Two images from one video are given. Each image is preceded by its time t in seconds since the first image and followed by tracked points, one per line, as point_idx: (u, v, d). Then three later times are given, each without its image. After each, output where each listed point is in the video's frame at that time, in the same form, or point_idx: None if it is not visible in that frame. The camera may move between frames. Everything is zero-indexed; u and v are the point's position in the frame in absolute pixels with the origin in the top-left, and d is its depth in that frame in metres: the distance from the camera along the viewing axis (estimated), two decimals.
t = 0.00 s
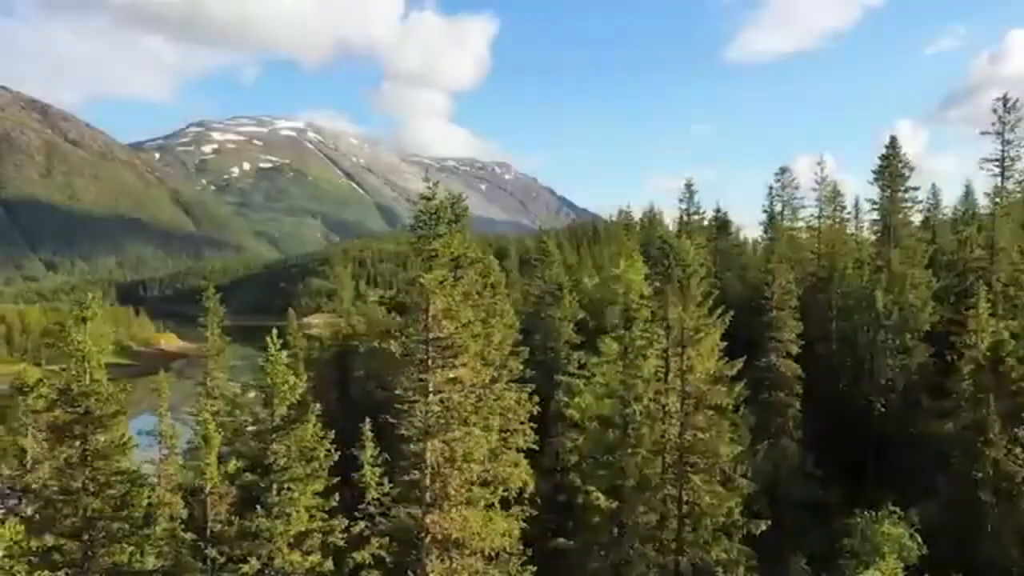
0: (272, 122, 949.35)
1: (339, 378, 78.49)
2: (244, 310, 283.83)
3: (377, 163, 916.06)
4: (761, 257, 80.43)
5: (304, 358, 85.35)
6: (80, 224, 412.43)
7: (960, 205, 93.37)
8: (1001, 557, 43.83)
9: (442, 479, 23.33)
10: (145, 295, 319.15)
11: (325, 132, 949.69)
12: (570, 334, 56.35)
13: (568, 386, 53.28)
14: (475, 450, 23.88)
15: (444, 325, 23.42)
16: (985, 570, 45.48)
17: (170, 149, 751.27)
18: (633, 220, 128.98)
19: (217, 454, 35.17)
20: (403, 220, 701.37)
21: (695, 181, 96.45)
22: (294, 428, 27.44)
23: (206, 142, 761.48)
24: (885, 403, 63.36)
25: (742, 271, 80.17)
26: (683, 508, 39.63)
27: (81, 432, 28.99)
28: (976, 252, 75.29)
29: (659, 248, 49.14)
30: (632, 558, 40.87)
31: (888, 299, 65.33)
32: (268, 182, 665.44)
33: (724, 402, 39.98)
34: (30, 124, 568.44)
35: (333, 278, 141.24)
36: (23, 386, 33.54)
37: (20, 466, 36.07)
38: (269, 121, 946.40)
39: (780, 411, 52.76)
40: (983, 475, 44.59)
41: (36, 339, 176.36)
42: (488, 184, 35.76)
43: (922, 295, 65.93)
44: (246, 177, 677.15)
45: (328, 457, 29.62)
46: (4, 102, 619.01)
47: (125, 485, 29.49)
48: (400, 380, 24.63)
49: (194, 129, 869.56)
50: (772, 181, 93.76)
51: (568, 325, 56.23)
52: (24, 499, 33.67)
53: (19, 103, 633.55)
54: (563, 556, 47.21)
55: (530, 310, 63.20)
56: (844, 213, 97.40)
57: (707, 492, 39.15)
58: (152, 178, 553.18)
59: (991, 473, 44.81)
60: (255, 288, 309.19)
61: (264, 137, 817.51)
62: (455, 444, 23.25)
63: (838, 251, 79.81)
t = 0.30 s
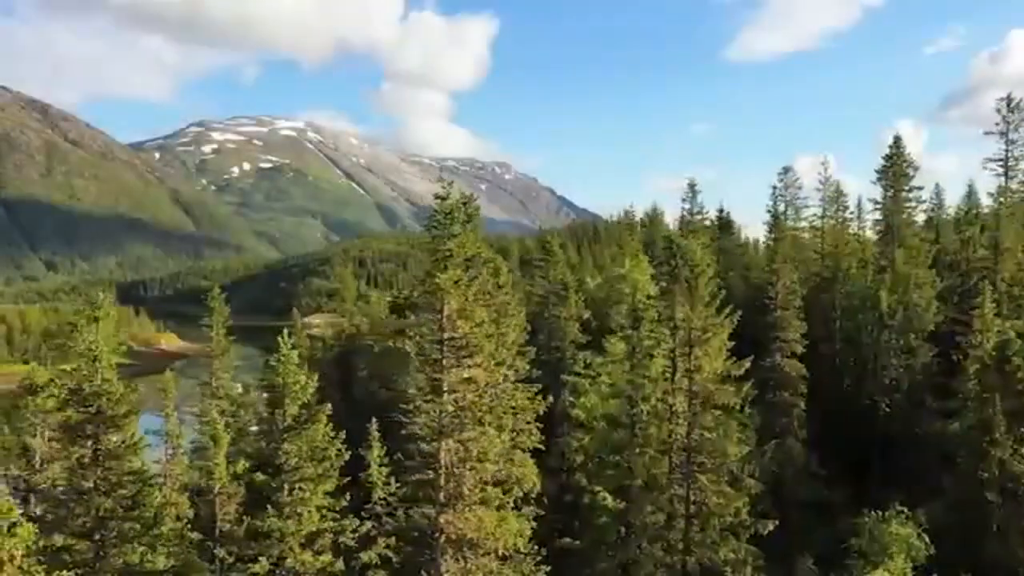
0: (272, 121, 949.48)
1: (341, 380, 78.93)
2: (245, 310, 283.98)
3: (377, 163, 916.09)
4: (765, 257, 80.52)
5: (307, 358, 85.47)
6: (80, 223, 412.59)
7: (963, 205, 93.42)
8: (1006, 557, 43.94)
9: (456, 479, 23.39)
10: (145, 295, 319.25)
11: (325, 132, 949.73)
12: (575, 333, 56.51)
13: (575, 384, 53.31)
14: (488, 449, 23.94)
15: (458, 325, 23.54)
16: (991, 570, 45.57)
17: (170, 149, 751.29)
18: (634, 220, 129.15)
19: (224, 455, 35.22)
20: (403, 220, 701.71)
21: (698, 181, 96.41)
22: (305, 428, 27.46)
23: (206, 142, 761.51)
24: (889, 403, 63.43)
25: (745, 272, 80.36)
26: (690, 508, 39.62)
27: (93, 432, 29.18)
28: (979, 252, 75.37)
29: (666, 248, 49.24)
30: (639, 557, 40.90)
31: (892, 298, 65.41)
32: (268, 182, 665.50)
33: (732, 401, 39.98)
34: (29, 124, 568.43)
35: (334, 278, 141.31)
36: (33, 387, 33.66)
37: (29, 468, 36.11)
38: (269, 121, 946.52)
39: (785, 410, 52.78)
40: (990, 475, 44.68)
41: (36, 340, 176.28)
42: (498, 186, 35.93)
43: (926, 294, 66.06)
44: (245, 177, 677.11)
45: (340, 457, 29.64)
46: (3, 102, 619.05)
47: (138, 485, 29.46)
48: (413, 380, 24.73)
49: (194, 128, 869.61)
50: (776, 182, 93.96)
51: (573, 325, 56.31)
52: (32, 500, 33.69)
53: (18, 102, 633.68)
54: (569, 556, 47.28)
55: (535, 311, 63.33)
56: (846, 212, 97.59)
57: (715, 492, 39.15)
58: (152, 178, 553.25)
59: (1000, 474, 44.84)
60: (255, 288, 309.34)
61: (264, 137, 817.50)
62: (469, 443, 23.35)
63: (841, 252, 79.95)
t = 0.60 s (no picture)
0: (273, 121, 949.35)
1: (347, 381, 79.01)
2: (246, 310, 283.84)
3: (377, 163, 915.89)
4: (770, 257, 80.49)
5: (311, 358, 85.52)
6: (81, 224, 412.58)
7: (967, 205, 93.39)
8: (1015, 556, 43.79)
9: (476, 479, 23.50)
10: (146, 295, 319.21)
11: (325, 131, 949.57)
12: (583, 334, 56.49)
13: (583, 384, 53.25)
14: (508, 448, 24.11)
15: (477, 325, 23.81)
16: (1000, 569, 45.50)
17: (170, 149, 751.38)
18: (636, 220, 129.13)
19: (236, 453, 35.26)
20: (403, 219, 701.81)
21: (702, 182, 96.32)
22: (320, 428, 27.47)
23: (206, 142, 761.47)
24: (895, 403, 63.42)
25: (750, 272, 80.33)
26: (700, 508, 39.70)
27: (108, 432, 29.24)
28: (985, 252, 75.32)
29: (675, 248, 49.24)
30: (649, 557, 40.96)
31: (897, 298, 65.42)
32: (268, 182, 665.18)
33: (743, 401, 39.99)
34: (29, 123, 568.23)
35: (337, 278, 141.37)
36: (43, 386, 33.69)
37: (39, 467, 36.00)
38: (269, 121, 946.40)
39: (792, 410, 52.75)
40: (999, 475, 44.57)
41: (38, 341, 176.12)
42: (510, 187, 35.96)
43: (932, 295, 66.08)
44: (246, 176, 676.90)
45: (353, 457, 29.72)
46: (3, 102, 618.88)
47: (152, 485, 29.35)
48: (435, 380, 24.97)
49: (194, 128, 869.59)
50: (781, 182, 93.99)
51: (581, 325, 56.29)
52: (45, 501, 33.71)
53: (18, 102, 633.46)
54: (578, 556, 47.27)
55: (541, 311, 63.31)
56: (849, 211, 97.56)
57: (725, 492, 39.17)
58: (152, 178, 553.14)
59: (1008, 473, 44.75)
60: (256, 288, 309.31)
61: (264, 137, 817.63)
62: (490, 441, 23.50)
63: (846, 252, 79.92)
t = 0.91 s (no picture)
0: (273, 121, 949.34)
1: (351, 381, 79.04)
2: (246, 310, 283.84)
3: (378, 163, 915.29)
4: (775, 257, 80.46)
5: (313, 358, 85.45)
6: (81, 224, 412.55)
7: (971, 205, 93.45)
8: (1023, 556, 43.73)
9: (492, 480, 23.52)
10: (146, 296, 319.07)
11: (325, 131, 949.60)
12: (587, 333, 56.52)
13: (588, 384, 53.24)
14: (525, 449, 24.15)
15: (495, 324, 23.94)
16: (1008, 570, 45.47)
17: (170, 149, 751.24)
18: (639, 220, 129.13)
19: (247, 453, 35.28)
20: (403, 219, 701.84)
21: (706, 182, 96.20)
22: (333, 427, 27.53)
23: (206, 143, 761.37)
24: (900, 402, 63.46)
25: (755, 272, 80.32)
26: (709, 508, 39.75)
27: (122, 432, 29.37)
28: (990, 251, 75.29)
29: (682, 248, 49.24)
30: (659, 557, 40.92)
31: (903, 298, 65.40)
32: (268, 182, 665.23)
33: (752, 400, 40.01)
34: (29, 124, 568.15)
35: (338, 279, 141.53)
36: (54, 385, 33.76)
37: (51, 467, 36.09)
38: (269, 121, 946.42)
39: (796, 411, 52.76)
40: (1007, 475, 44.58)
41: (39, 342, 176.04)
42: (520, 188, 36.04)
43: (937, 295, 66.05)
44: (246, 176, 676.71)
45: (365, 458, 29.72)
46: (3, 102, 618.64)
47: (165, 485, 29.39)
48: (451, 381, 25.06)
49: (194, 128, 869.61)
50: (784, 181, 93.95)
51: (587, 325, 56.28)
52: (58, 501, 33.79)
53: (18, 102, 633.34)
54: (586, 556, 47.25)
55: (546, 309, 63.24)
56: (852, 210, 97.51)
57: (733, 493, 39.21)
58: (153, 178, 553.13)
59: (1015, 474, 44.73)
60: (256, 288, 309.32)
61: (264, 137, 817.61)
62: (507, 441, 23.54)
63: (851, 253, 79.97)
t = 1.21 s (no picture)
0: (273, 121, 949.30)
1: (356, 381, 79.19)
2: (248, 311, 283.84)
3: (378, 163, 915.47)
4: (781, 257, 80.42)
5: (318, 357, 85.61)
6: (82, 224, 412.66)
7: (977, 205, 93.36)
8: None
9: (514, 479, 23.55)
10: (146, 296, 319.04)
11: (325, 131, 949.38)
12: (596, 333, 56.52)
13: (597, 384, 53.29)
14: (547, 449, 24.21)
15: (516, 325, 23.96)
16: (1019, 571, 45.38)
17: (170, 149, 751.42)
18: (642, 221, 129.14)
19: (261, 453, 35.36)
20: (403, 220, 701.76)
21: (711, 183, 96.08)
22: (350, 428, 27.58)
23: (207, 143, 761.49)
24: (907, 403, 63.49)
25: (760, 273, 80.33)
26: (720, 508, 39.67)
27: (140, 431, 29.76)
28: (996, 250, 75.15)
29: (692, 248, 49.18)
30: (670, 557, 40.94)
31: (910, 298, 65.30)
32: (268, 182, 665.45)
33: (764, 401, 39.93)
34: (28, 123, 568.20)
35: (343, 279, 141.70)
36: (69, 387, 33.96)
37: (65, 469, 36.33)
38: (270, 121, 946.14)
39: (805, 410, 52.76)
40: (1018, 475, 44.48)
41: (41, 342, 176.09)
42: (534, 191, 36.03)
43: (943, 295, 65.92)
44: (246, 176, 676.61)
45: (381, 458, 29.76)
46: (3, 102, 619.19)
47: (183, 486, 29.68)
48: (473, 381, 25.09)
49: (194, 129, 869.71)
50: (790, 180, 93.94)
51: (595, 325, 56.28)
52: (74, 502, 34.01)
53: (17, 102, 633.85)
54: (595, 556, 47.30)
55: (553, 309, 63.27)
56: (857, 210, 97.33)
57: (745, 493, 39.10)
58: (153, 179, 553.31)
59: None
60: (256, 288, 309.31)
61: (264, 137, 817.70)
62: (529, 440, 23.61)
63: (857, 253, 79.93)
